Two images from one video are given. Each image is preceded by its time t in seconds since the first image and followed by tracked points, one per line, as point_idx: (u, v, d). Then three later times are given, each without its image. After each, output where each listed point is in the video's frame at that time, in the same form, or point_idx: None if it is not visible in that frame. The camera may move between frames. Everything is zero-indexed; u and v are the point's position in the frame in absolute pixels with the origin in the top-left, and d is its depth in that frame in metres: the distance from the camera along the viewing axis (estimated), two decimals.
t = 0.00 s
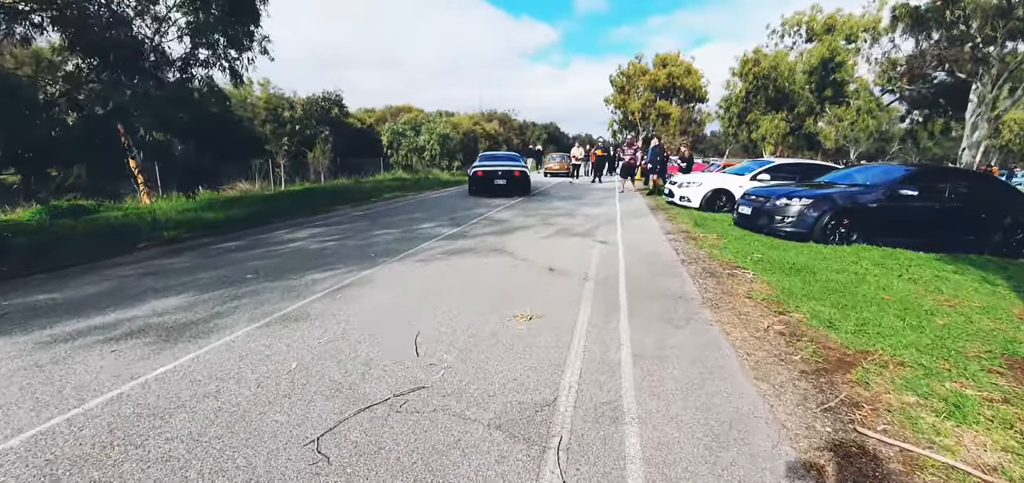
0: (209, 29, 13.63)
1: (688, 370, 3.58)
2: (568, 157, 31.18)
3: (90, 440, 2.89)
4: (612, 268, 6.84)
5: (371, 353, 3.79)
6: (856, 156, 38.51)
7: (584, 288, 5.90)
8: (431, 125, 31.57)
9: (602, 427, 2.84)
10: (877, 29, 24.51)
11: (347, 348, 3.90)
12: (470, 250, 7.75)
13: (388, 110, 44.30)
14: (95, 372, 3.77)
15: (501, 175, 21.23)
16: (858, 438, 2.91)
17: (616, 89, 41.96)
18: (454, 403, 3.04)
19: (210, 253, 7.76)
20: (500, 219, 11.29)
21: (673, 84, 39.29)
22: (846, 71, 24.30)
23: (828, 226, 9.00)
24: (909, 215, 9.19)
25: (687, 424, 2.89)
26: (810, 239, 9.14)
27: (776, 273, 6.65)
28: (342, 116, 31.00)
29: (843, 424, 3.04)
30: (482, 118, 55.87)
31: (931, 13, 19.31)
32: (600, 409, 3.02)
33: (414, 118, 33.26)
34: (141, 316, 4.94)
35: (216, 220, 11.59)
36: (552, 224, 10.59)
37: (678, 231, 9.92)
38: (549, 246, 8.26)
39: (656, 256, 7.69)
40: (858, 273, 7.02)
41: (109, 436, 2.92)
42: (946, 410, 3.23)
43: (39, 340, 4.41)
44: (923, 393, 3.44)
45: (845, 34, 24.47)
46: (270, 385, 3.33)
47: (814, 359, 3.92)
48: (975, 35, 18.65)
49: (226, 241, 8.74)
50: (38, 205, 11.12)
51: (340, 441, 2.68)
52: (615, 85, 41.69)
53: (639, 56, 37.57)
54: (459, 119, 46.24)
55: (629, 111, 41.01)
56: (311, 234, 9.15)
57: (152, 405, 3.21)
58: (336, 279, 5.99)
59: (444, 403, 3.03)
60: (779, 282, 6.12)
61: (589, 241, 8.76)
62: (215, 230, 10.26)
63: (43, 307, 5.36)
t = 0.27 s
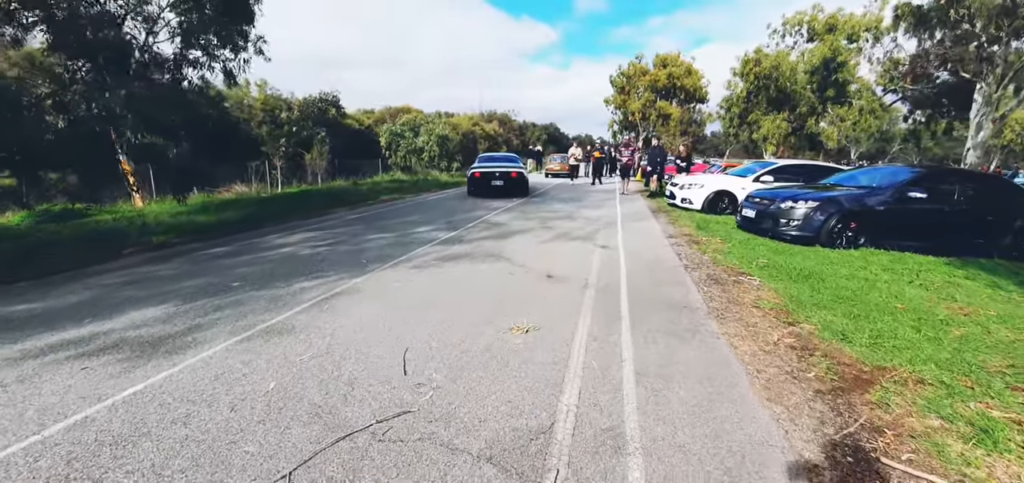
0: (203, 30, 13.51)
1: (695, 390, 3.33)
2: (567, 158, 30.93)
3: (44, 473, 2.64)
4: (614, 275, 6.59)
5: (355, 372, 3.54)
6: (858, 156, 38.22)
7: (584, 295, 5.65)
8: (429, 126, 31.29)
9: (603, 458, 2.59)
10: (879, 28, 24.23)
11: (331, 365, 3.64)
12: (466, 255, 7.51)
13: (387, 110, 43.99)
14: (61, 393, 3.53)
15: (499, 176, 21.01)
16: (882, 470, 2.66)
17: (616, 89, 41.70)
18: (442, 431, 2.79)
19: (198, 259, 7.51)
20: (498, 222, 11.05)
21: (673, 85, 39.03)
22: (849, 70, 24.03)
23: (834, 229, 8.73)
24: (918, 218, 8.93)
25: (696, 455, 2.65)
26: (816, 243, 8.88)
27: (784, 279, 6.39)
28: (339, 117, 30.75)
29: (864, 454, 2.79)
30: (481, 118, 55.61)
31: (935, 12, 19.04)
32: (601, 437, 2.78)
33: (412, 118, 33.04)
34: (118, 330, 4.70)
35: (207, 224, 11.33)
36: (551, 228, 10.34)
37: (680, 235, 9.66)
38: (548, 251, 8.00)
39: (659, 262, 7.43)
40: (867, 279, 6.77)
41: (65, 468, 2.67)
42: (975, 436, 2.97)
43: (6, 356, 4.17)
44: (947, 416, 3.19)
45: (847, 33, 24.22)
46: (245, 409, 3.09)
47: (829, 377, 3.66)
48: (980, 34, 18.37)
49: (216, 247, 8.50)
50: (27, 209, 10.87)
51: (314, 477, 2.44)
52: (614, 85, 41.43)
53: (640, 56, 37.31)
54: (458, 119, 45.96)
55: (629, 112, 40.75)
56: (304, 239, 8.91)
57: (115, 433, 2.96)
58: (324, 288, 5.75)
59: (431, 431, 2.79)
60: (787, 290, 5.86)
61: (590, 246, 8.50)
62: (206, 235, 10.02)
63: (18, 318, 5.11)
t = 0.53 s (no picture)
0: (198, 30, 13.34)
1: (697, 406, 3.10)
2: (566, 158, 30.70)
3: None
4: (612, 278, 6.36)
5: (334, 386, 3.31)
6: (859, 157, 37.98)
7: (580, 299, 5.42)
8: (428, 127, 31.02)
9: None
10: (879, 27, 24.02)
11: (308, 378, 3.42)
12: (460, 258, 7.28)
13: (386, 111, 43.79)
14: (20, 408, 3.31)
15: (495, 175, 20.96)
16: None
17: (616, 90, 41.48)
18: (422, 453, 2.57)
19: (183, 262, 7.28)
20: (495, 223, 10.82)
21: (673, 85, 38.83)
22: (850, 70, 23.80)
23: (838, 230, 8.50)
24: (923, 219, 8.71)
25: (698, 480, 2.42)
26: (819, 245, 8.65)
27: (788, 283, 6.16)
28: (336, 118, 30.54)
29: (880, 476, 2.57)
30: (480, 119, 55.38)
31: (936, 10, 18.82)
32: (595, 459, 2.55)
33: (410, 119, 32.82)
34: (90, 338, 4.48)
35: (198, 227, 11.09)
36: (548, 229, 10.11)
37: (680, 237, 9.43)
38: (544, 254, 7.78)
39: (659, 265, 7.20)
40: (873, 282, 6.54)
41: None
42: (998, 455, 2.74)
43: None
44: (968, 432, 2.95)
45: (848, 33, 24.01)
46: (211, 429, 2.86)
47: (840, 390, 3.44)
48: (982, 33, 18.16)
49: (203, 249, 8.27)
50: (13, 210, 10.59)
51: None
52: (614, 85, 41.21)
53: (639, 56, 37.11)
54: (457, 120, 45.74)
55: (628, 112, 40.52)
56: (295, 241, 8.70)
57: (70, 455, 2.73)
58: (309, 292, 5.52)
59: (410, 453, 2.56)
60: (792, 295, 5.63)
61: (588, 248, 8.27)
62: (195, 238, 9.79)
63: None
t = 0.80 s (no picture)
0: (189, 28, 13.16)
1: (697, 426, 2.83)
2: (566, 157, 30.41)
3: None
4: (609, 281, 6.08)
5: (303, 402, 3.04)
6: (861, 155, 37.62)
7: (575, 304, 5.14)
8: (426, 126, 30.73)
9: None
10: (883, 24, 23.70)
11: (275, 394, 3.15)
12: (451, 260, 7.01)
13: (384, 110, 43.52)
14: None
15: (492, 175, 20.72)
16: None
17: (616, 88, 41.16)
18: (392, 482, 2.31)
19: (164, 265, 7.00)
20: (491, 223, 10.54)
21: (674, 83, 38.51)
22: (853, 67, 23.47)
23: (844, 230, 8.21)
24: (932, 218, 8.42)
25: None
26: (825, 245, 8.35)
27: (794, 286, 5.88)
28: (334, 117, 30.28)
29: None
30: (480, 118, 55.05)
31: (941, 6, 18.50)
32: None
33: (409, 118, 32.54)
34: (52, 347, 4.22)
35: (187, 228, 10.82)
36: (545, 230, 9.84)
37: (681, 238, 9.14)
38: (540, 255, 7.50)
39: (658, 267, 6.92)
40: (881, 285, 6.26)
41: None
42: None
43: None
44: (994, 455, 2.67)
45: (851, 29, 23.70)
46: (163, 453, 2.61)
47: (852, 406, 3.16)
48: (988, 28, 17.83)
49: (187, 251, 8.00)
50: None
51: None
52: (614, 84, 40.86)
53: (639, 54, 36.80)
54: (456, 119, 45.45)
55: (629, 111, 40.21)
56: (283, 243, 8.43)
57: None
58: (290, 297, 5.25)
59: None
60: (797, 299, 5.34)
61: (585, 249, 7.99)
62: (182, 239, 9.52)
63: None
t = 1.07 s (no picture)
0: (181, 26, 13.04)
1: (692, 457, 2.56)
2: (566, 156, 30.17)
3: None
4: (604, 286, 5.81)
5: (263, 428, 2.80)
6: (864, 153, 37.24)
7: (565, 312, 4.88)
8: (424, 125, 30.45)
9: None
10: (886, 21, 23.41)
11: (234, 419, 2.91)
12: (441, 264, 6.75)
13: (383, 109, 43.20)
14: None
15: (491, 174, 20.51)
16: None
17: (617, 86, 40.82)
18: None
19: (143, 271, 6.75)
20: (485, 225, 10.27)
21: (674, 81, 38.20)
22: (855, 64, 23.12)
23: (848, 232, 7.92)
24: (939, 219, 8.14)
25: None
26: (828, 247, 8.07)
27: (797, 292, 5.60)
28: (331, 116, 30.02)
29: None
30: (479, 117, 54.67)
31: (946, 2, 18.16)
32: None
33: (407, 117, 32.25)
34: (8, 361, 3.98)
35: (174, 231, 10.57)
36: (540, 231, 9.58)
37: (680, 240, 8.87)
38: (533, 259, 7.24)
39: (656, 271, 6.65)
40: (887, 290, 5.99)
41: None
42: None
43: None
44: None
45: (853, 26, 23.38)
46: None
47: (862, 430, 2.90)
48: (994, 25, 17.49)
49: (170, 256, 7.75)
50: None
51: None
52: (614, 82, 40.52)
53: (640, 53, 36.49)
54: (455, 118, 45.14)
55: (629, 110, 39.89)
56: (269, 246, 8.19)
57: None
58: (267, 306, 5.00)
59: None
60: (801, 307, 5.06)
61: (581, 253, 7.73)
62: (168, 243, 9.27)
63: None
